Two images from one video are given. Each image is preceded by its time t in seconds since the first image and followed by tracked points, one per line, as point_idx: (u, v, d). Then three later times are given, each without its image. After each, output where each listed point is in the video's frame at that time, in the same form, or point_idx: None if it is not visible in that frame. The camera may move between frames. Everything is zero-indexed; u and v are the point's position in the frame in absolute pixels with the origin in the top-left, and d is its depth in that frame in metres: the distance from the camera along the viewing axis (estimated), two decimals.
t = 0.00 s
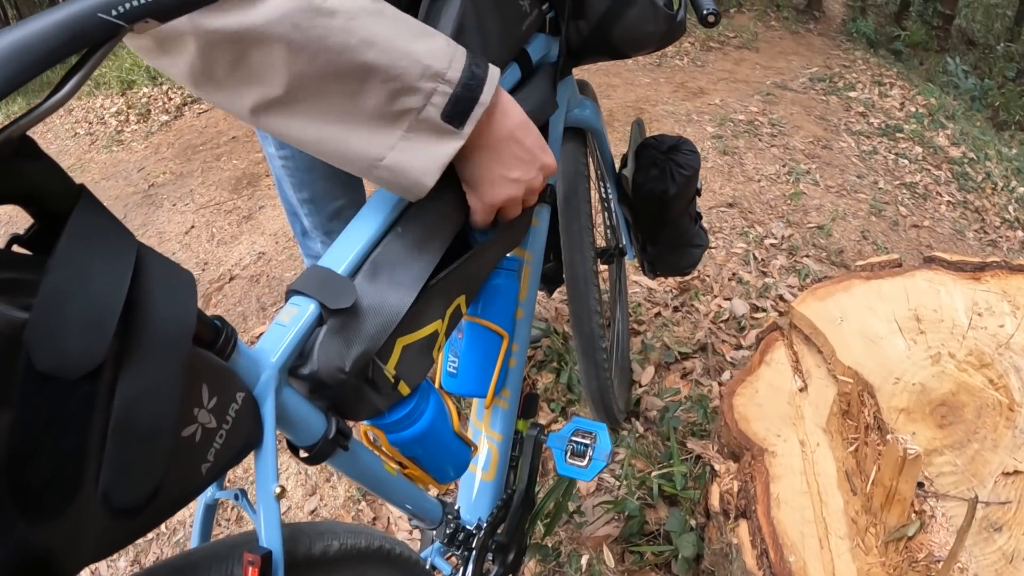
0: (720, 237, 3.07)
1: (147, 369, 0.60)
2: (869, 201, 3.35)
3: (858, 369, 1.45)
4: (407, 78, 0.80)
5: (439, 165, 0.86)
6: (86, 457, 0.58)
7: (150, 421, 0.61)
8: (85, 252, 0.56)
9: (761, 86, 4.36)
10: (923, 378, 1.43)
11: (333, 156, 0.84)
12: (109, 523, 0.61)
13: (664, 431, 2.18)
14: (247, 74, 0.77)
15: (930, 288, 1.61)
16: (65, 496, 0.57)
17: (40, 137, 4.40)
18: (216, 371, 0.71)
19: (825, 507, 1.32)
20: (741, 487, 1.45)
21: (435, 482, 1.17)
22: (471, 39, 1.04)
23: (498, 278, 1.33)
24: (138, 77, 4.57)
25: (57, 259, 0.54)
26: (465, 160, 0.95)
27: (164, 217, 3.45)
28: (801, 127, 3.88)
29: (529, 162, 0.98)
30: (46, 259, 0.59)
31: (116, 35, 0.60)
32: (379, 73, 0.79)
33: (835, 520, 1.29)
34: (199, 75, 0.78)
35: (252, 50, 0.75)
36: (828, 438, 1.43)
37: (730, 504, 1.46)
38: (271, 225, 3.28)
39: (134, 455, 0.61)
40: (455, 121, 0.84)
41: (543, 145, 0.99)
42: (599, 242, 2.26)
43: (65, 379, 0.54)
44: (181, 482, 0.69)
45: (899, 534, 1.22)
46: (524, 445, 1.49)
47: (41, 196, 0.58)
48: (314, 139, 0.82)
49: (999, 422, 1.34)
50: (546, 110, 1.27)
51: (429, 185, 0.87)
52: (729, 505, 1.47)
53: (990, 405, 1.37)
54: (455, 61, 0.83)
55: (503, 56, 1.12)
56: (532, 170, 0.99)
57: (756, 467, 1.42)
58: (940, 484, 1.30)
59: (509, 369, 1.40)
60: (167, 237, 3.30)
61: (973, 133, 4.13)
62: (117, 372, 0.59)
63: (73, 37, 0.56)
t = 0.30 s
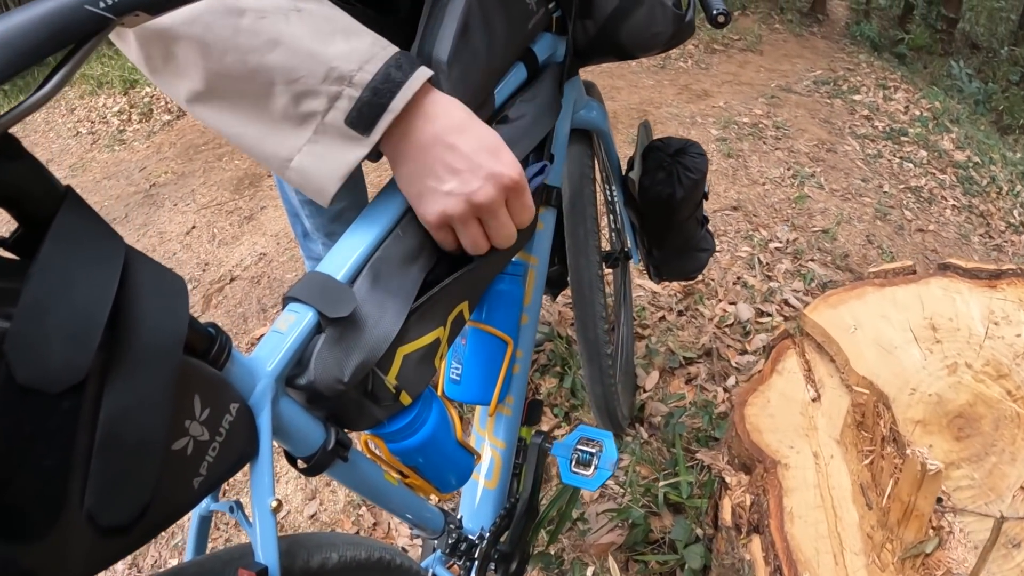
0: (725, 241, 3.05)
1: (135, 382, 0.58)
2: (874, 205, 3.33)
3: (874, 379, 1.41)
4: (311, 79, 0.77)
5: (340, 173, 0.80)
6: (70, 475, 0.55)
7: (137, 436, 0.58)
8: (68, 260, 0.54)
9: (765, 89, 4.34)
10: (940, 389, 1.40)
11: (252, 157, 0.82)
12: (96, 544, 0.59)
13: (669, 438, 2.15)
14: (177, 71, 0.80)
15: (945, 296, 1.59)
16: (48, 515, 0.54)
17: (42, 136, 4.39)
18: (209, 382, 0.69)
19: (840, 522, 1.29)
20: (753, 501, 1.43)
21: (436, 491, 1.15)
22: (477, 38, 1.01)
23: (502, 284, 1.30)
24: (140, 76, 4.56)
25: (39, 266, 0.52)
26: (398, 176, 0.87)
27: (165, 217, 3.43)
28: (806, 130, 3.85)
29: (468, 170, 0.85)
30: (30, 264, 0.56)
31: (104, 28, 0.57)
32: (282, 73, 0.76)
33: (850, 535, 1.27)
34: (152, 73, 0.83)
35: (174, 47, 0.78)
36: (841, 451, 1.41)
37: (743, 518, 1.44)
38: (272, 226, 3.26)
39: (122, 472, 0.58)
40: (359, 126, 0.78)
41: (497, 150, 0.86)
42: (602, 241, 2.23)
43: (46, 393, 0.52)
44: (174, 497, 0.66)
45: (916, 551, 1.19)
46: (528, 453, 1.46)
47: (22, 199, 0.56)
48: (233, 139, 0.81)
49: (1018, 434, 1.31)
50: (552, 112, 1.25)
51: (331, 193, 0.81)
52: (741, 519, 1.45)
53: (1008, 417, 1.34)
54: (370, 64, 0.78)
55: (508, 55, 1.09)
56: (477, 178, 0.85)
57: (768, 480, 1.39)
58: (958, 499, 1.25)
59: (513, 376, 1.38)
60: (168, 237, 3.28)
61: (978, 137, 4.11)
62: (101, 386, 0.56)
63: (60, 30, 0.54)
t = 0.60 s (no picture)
0: (727, 242, 3.05)
1: (136, 374, 0.58)
2: (877, 207, 3.32)
3: (877, 378, 1.41)
4: (273, 77, 0.74)
5: (300, 178, 0.77)
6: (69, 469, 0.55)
7: (137, 430, 0.58)
8: (70, 252, 0.54)
9: (768, 90, 4.34)
10: (943, 387, 1.39)
11: (215, 154, 0.80)
12: (95, 539, 0.58)
13: (670, 438, 2.14)
14: (145, 61, 0.78)
15: (948, 295, 1.58)
16: (48, 509, 0.54)
17: (44, 134, 4.39)
18: (211, 374, 0.69)
19: (843, 520, 1.29)
20: (756, 499, 1.42)
21: (437, 489, 1.14)
22: (481, 34, 1.01)
23: (504, 281, 1.30)
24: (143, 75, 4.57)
25: (39, 257, 0.52)
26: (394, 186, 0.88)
27: (167, 216, 3.43)
28: (809, 132, 3.85)
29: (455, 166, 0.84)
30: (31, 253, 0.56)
31: (108, 19, 0.57)
32: (243, 68, 0.74)
33: (852, 533, 1.27)
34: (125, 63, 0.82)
35: (142, 36, 0.76)
36: (844, 449, 1.40)
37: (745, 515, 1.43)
38: (274, 225, 3.26)
39: (122, 466, 0.58)
40: (320, 129, 0.75)
41: (478, 136, 0.84)
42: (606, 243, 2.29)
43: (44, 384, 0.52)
44: (175, 491, 0.66)
45: (921, 549, 1.19)
46: (530, 452, 1.46)
47: (24, 186, 0.55)
48: (197, 133, 0.80)
49: (1021, 433, 1.31)
50: (556, 109, 1.24)
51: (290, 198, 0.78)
52: (743, 516, 1.45)
53: (1012, 415, 1.34)
54: (336, 64, 0.75)
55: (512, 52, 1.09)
56: (468, 172, 0.85)
57: (771, 478, 1.38)
58: (961, 496, 1.24)
59: (515, 374, 1.38)
60: (170, 236, 3.28)
61: (980, 140, 4.11)
62: (102, 379, 0.56)
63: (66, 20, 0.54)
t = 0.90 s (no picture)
0: (728, 242, 3.05)
1: (135, 360, 0.58)
2: (878, 208, 3.31)
3: (876, 374, 1.41)
4: (317, 51, 0.76)
5: (349, 150, 0.79)
6: (66, 452, 0.55)
7: (136, 414, 0.58)
8: (73, 239, 0.54)
9: (770, 91, 4.34)
10: (943, 383, 1.39)
11: (253, 134, 0.81)
12: (93, 522, 0.59)
13: (671, 437, 2.14)
14: (174, 47, 0.80)
15: (948, 292, 1.58)
16: (45, 492, 0.55)
17: (47, 132, 4.40)
18: (211, 363, 0.69)
19: (841, 515, 1.29)
20: (754, 493, 1.42)
21: (438, 484, 1.14)
22: (482, 29, 1.02)
23: (504, 277, 1.30)
24: (146, 74, 4.58)
25: (42, 243, 0.52)
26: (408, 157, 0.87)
27: (169, 214, 3.44)
28: (811, 133, 3.85)
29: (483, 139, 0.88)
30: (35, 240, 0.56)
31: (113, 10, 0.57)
32: (285, 44, 0.76)
33: (851, 529, 1.27)
34: (147, 52, 0.83)
35: (172, 19, 0.77)
36: (842, 445, 1.40)
37: (743, 511, 1.43)
38: (276, 224, 3.27)
39: (120, 450, 0.58)
40: (369, 100, 0.78)
41: (500, 117, 0.89)
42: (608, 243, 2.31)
43: (46, 366, 0.52)
44: (173, 478, 0.67)
45: (919, 544, 1.18)
46: (529, 448, 1.46)
47: (28, 173, 0.56)
48: (234, 115, 0.81)
49: (1021, 428, 1.31)
50: (557, 105, 1.25)
51: (340, 169, 0.80)
52: (741, 512, 1.45)
53: (1011, 411, 1.34)
54: (379, 35, 0.77)
55: (512, 46, 1.10)
56: (491, 148, 0.89)
57: (769, 473, 1.38)
58: (960, 491, 1.24)
59: (515, 369, 1.38)
60: (172, 234, 3.29)
61: (982, 141, 4.11)
62: (102, 365, 0.57)
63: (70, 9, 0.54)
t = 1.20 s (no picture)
0: (729, 244, 3.06)
1: (141, 361, 0.60)
2: (879, 211, 3.32)
3: (872, 377, 1.42)
4: (456, 74, 0.79)
5: (482, 163, 0.85)
6: (75, 453, 0.56)
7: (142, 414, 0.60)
8: (81, 244, 0.56)
9: (772, 94, 4.35)
10: (938, 386, 1.40)
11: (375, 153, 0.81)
12: (99, 520, 0.60)
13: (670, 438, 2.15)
14: (296, 66, 0.74)
15: (944, 296, 1.59)
16: (54, 490, 0.56)
17: (50, 132, 4.42)
18: (215, 364, 0.71)
19: (837, 517, 1.30)
20: (750, 494, 1.43)
21: (438, 484, 1.16)
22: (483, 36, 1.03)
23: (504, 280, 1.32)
24: (148, 74, 4.60)
25: (52, 247, 0.54)
26: (507, 145, 0.90)
27: (172, 214, 3.45)
28: (812, 136, 3.86)
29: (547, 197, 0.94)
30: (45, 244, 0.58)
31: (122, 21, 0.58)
32: (428, 68, 0.78)
33: (846, 530, 1.28)
34: (246, 68, 0.75)
35: (302, 38, 0.72)
36: (838, 446, 1.42)
37: (739, 511, 1.44)
38: (279, 224, 3.28)
39: (125, 449, 0.60)
40: (495, 119, 0.84)
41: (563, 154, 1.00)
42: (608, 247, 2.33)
43: (56, 367, 0.53)
44: (178, 477, 0.68)
45: (912, 545, 1.22)
46: (528, 449, 1.47)
47: (39, 178, 0.57)
48: (358, 135, 0.79)
49: (1015, 431, 1.32)
50: (558, 110, 1.27)
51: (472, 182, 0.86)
52: (738, 513, 1.45)
53: (1005, 414, 1.35)
54: (493, 61, 0.83)
55: (514, 53, 1.11)
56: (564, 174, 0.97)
57: (766, 474, 1.39)
58: (954, 494, 1.26)
59: (514, 371, 1.39)
60: (174, 234, 3.31)
61: (983, 144, 4.12)
62: (110, 365, 0.58)
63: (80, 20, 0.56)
